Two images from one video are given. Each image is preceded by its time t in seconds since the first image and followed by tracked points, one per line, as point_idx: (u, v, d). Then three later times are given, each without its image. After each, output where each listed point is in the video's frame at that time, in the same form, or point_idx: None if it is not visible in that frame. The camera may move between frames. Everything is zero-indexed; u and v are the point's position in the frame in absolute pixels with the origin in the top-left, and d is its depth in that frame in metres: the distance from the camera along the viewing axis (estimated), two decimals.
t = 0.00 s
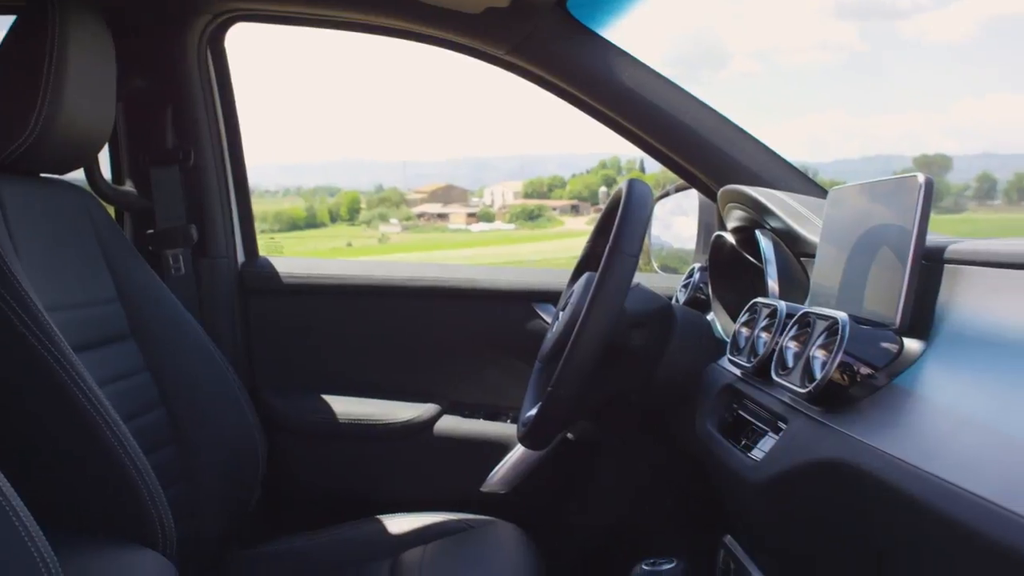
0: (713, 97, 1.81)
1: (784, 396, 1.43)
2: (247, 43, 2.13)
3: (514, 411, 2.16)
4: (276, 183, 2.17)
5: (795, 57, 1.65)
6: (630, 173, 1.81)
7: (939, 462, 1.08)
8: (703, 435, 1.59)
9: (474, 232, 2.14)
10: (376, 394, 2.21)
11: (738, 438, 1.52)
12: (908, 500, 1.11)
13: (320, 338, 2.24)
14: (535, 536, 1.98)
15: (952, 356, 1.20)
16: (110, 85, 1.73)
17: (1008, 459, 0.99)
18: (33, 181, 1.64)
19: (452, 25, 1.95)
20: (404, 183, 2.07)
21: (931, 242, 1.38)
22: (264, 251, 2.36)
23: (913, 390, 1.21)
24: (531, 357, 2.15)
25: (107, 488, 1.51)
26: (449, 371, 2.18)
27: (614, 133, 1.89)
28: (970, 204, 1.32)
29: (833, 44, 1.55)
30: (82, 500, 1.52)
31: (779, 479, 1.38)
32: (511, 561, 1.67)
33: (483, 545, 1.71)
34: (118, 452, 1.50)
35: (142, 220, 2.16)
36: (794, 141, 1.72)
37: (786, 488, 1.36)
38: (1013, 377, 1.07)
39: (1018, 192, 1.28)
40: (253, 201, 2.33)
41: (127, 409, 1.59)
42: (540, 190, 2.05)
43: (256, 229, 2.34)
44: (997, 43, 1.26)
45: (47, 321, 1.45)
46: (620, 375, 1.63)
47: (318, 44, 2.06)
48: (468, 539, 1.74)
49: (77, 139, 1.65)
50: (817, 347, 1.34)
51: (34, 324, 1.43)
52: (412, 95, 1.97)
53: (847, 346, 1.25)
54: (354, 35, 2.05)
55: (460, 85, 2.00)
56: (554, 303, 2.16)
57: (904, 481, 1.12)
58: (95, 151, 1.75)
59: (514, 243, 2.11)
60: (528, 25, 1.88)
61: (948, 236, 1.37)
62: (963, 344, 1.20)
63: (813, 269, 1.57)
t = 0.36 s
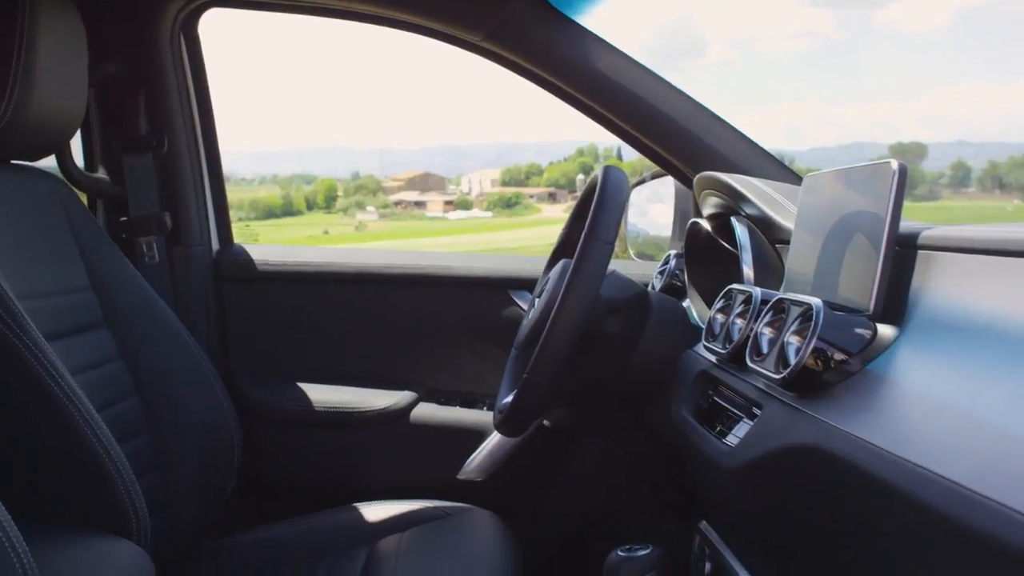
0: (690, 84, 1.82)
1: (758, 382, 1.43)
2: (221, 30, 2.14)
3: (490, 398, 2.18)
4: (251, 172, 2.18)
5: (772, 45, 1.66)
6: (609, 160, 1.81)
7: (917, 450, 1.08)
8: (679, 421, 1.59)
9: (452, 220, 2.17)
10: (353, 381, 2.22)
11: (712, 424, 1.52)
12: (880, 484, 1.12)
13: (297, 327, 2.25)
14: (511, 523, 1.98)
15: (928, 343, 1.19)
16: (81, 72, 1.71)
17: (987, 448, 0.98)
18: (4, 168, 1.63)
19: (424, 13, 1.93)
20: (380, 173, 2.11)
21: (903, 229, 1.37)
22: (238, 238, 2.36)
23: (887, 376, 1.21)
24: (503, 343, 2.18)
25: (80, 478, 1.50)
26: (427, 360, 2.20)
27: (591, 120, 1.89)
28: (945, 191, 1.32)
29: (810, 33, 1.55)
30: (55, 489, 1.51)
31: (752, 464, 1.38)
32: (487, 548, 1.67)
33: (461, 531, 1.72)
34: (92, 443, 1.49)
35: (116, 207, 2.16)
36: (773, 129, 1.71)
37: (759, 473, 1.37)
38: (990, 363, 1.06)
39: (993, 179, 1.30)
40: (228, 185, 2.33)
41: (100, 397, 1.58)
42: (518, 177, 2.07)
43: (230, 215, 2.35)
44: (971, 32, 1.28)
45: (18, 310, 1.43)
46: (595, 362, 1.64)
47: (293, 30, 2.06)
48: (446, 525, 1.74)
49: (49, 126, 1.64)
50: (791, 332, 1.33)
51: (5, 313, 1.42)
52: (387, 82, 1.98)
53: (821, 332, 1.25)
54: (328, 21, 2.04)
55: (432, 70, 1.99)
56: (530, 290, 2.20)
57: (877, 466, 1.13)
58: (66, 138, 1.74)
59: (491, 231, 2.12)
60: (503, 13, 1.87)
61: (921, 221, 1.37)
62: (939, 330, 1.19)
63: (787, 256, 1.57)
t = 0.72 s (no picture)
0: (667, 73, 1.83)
1: (734, 368, 1.43)
2: (193, 16, 2.16)
3: (468, 386, 2.19)
4: (228, 159, 2.19)
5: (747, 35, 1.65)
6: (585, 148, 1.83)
7: (899, 442, 1.04)
8: (654, 407, 1.59)
9: (430, 208, 2.16)
10: (330, 370, 2.23)
11: (688, 411, 1.52)
12: (848, 469, 1.11)
13: (275, 316, 2.25)
14: (489, 511, 1.99)
15: (915, 337, 1.16)
16: (53, 60, 1.70)
17: (961, 430, 0.97)
18: None
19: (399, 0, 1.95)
20: (358, 161, 2.10)
21: (876, 216, 1.39)
22: (213, 227, 2.37)
23: (867, 365, 1.20)
24: (479, 330, 2.20)
25: (52, 468, 1.49)
26: (405, 347, 2.20)
27: (568, 108, 1.92)
28: (920, 179, 1.33)
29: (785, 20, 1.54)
30: (26, 479, 1.50)
31: (726, 450, 1.37)
32: (464, 535, 1.67)
33: (437, 518, 1.72)
34: (64, 431, 1.48)
35: (88, 196, 2.14)
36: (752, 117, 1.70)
37: (734, 459, 1.36)
38: (981, 356, 1.03)
39: (968, 168, 1.29)
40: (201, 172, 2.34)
41: (74, 385, 1.58)
42: (496, 166, 2.06)
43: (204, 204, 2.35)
44: (942, 20, 1.27)
45: None
46: (573, 348, 1.64)
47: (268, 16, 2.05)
48: (423, 512, 1.75)
49: (20, 113, 1.63)
50: (766, 319, 1.33)
51: None
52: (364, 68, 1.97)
53: (795, 318, 1.25)
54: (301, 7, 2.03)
55: (406, 55, 2.00)
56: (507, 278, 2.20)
57: (848, 450, 1.11)
58: (39, 126, 1.72)
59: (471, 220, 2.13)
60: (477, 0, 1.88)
61: (896, 208, 1.38)
62: (926, 324, 1.16)
63: (763, 243, 1.58)
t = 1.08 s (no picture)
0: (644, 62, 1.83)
1: (708, 356, 1.43)
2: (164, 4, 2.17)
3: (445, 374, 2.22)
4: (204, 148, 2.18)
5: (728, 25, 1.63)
6: (561, 136, 1.84)
7: (881, 430, 1.02)
8: (629, 395, 1.59)
9: (405, 198, 2.19)
10: (306, 359, 2.25)
11: (662, 398, 1.52)
12: (818, 454, 1.10)
13: (251, 305, 2.27)
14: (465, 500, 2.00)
15: (907, 326, 1.12)
16: (24, 48, 1.69)
17: (932, 414, 0.96)
18: None
19: None
20: (335, 151, 2.12)
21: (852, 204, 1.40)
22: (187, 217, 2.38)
23: (841, 352, 1.19)
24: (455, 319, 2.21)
25: (24, 460, 1.48)
26: (382, 337, 2.23)
27: (544, 97, 1.92)
28: (894, 169, 1.32)
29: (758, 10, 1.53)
30: None
31: (700, 438, 1.37)
32: (441, 524, 1.67)
33: (414, 508, 1.72)
34: (37, 422, 1.47)
35: (61, 186, 2.14)
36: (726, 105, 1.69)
37: (708, 445, 1.35)
38: (973, 347, 0.99)
39: (941, 157, 1.26)
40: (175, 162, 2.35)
41: (47, 375, 1.56)
42: (473, 155, 2.07)
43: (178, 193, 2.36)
44: (925, 11, 1.27)
45: None
46: (548, 337, 1.64)
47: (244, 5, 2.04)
48: (399, 502, 1.75)
49: None
50: (740, 307, 1.33)
51: None
52: (341, 59, 1.97)
53: (769, 305, 1.25)
54: None
55: (381, 45, 1.98)
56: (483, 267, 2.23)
57: (819, 436, 1.11)
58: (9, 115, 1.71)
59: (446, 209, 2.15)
60: None
61: (872, 196, 1.38)
62: (912, 312, 1.13)
63: (738, 232, 1.58)
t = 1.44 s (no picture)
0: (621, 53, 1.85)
1: (683, 345, 1.42)
2: None
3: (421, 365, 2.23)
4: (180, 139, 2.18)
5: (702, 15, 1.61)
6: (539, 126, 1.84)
7: (855, 418, 1.02)
8: (606, 384, 1.59)
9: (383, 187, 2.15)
10: (282, 350, 2.26)
11: (638, 388, 1.52)
12: (791, 442, 1.11)
13: (228, 295, 2.27)
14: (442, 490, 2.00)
15: (890, 316, 1.10)
16: None
17: (904, 401, 0.96)
18: None
19: None
20: (312, 141, 2.11)
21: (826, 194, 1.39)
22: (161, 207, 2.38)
23: (814, 341, 1.19)
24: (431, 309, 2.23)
25: None
26: (358, 328, 2.24)
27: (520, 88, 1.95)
28: (870, 160, 1.32)
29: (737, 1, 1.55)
30: None
31: (675, 426, 1.38)
32: (417, 515, 1.68)
33: (389, 498, 1.73)
34: (8, 414, 1.45)
35: (31, 175, 2.12)
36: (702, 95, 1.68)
37: (683, 434, 1.36)
38: (964, 339, 0.96)
39: (916, 148, 1.28)
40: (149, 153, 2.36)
41: (21, 366, 1.55)
42: (450, 145, 2.07)
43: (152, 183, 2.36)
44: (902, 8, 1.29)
45: None
46: (524, 327, 1.64)
47: None
48: (375, 492, 1.75)
49: None
50: (714, 296, 1.32)
51: None
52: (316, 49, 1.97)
53: (743, 295, 1.24)
54: None
55: (358, 35, 1.98)
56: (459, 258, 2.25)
57: (792, 424, 1.11)
58: None
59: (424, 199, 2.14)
60: None
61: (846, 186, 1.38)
62: (885, 300, 1.13)
63: (713, 222, 1.58)
